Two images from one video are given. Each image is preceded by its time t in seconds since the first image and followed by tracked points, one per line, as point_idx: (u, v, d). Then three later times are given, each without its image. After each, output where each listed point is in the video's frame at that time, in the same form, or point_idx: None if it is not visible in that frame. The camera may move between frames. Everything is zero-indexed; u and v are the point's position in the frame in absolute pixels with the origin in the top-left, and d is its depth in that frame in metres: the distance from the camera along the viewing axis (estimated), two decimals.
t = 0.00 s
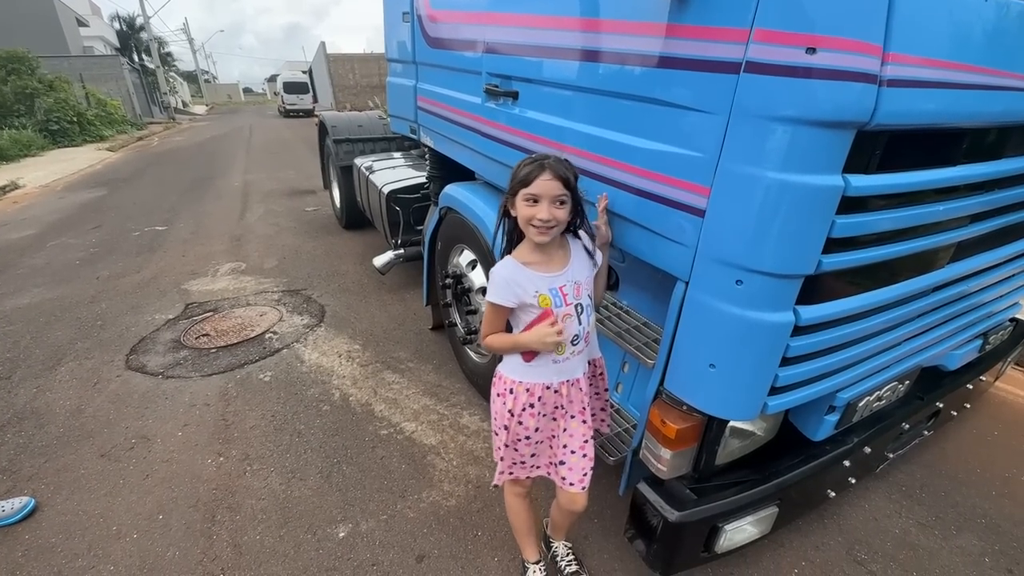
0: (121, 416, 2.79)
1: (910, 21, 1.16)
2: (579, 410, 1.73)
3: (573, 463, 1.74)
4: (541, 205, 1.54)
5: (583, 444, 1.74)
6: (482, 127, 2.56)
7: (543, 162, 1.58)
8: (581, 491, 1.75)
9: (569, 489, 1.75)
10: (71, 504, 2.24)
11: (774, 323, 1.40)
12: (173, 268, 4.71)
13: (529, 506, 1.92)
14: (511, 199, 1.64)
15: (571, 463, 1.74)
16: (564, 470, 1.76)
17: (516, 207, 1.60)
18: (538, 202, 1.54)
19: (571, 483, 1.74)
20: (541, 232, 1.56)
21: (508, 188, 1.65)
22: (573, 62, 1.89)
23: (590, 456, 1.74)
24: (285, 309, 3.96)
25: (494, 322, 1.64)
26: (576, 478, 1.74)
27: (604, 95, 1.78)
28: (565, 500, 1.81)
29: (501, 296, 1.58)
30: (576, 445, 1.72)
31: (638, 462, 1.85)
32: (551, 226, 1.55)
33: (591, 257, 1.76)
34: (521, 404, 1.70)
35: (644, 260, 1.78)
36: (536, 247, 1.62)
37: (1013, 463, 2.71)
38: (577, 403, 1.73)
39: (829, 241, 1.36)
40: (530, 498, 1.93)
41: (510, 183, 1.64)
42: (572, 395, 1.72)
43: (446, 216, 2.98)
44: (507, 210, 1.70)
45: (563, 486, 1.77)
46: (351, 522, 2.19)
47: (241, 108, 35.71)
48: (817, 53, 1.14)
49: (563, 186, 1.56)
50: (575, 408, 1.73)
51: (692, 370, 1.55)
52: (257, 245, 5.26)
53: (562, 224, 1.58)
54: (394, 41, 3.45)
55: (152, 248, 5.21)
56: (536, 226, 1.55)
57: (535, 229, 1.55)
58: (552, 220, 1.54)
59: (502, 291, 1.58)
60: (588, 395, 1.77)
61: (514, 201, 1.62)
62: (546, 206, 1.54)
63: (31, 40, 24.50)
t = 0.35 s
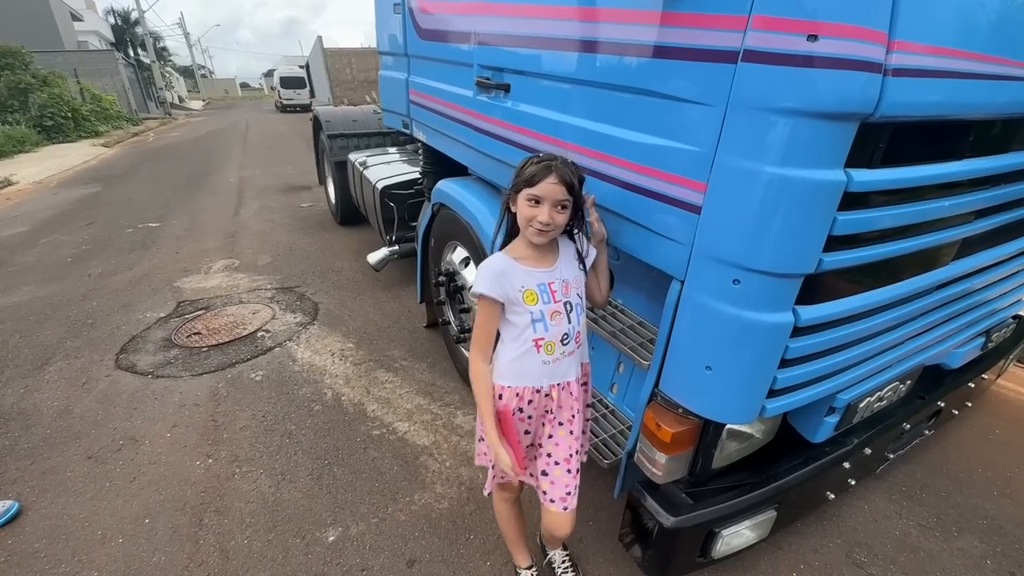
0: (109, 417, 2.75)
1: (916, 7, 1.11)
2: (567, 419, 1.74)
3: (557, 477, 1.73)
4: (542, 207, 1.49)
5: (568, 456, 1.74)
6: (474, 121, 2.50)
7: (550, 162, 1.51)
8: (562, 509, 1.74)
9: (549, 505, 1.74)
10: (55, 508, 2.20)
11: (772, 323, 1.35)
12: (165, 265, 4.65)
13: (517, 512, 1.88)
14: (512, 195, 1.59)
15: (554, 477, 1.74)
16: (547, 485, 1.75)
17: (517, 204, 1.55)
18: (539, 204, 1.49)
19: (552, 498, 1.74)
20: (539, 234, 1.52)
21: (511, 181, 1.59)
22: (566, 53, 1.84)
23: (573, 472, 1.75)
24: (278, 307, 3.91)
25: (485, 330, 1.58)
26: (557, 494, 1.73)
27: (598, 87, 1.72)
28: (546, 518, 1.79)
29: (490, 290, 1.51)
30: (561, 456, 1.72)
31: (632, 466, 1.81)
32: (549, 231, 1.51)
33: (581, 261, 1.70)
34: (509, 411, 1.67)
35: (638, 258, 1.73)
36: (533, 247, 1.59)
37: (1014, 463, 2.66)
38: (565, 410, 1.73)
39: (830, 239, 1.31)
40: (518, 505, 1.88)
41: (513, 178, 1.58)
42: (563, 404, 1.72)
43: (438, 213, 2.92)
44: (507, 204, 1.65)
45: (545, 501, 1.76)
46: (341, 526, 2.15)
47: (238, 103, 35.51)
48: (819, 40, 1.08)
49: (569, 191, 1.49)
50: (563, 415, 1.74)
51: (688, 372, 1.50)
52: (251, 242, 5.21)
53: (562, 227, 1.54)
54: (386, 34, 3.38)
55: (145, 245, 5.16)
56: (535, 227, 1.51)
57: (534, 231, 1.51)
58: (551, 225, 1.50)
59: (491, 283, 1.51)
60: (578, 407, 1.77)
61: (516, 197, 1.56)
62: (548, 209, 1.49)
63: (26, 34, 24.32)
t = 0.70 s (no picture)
0: (80, 424, 2.65)
1: None
2: (559, 426, 1.66)
3: (550, 489, 1.65)
4: (540, 208, 1.39)
5: (561, 466, 1.66)
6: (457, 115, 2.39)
7: (549, 159, 1.40)
8: (557, 522, 1.66)
9: (543, 518, 1.67)
10: (17, 522, 2.10)
11: (769, 333, 1.25)
12: (147, 264, 4.54)
13: (501, 530, 1.80)
14: (505, 191, 1.47)
15: (548, 489, 1.66)
16: (540, 497, 1.67)
17: (510, 201, 1.44)
18: (537, 203, 1.39)
19: (546, 512, 1.66)
20: (534, 237, 1.42)
21: (503, 176, 1.47)
22: (550, 42, 1.73)
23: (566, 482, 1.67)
24: (262, 307, 3.80)
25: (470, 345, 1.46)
26: (552, 506, 1.66)
27: (583, 78, 1.62)
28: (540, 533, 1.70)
29: (473, 305, 1.40)
30: (554, 466, 1.64)
31: (620, 480, 1.72)
32: (545, 233, 1.41)
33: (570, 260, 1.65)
34: (498, 425, 1.57)
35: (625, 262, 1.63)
36: (523, 250, 1.48)
37: (1016, 468, 2.58)
38: (555, 418, 1.64)
39: (830, 243, 1.21)
40: (503, 521, 1.80)
41: (508, 174, 1.46)
42: (553, 411, 1.64)
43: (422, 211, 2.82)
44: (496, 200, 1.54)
45: (540, 515, 1.68)
46: (317, 540, 2.05)
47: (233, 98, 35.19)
48: (821, 23, 0.98)
49: (567, 191, 1.41)
50: (553, 423, 1.65)
51: (678, 384, 1.40)
52: (237, 240, 5.09)
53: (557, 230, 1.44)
54: (368, 25, 3.26)
55: (127, 243, 5.03)
56: (531, 229, 1.40)
57: (529, 232, 1.41)
58: (548, 227, 1.40)
59: (474, 296, 1.40)
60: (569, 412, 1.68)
61: (510, 194, 1.45)
62: (546, 210, 1.39)
63: (15, 28, 24.01)
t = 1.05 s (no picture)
0: (51, 433, 2.53)
1: None
2: (561, 426, 1.60)
3: (561, 490, 1.59)
4: (553, 208, 1.30)
5: (568, 465, 1.60)
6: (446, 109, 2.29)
7: (555, 154, 1.31)
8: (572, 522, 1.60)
9: (558, 520, 1.60)
10: None
11: (780, 343, 1.18)
12: (126, 263, 4.40)
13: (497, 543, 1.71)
14: (511, 192, 1.37)
15: (560, 491, 1.59)
16: (552, 501, 1.60)
17: (519, 204, 1.35)
18: (549, 204, 1.30)
19: (561, 514, 1.59)
20: (548, 240, 1.33)
21: (508, 177, 1.38)
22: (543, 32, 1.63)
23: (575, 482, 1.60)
24: (245, 307, 3.68)
25: (477, 355, 1.36)
26: (566, 507, 1.59)
27: (578, 70, 1.53)
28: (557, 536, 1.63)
29: (485, 314, 1.29)
30: (562, 467, 1.58)
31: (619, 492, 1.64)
32: (559, 235, 1.33)
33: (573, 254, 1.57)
34: (504, 435, 1.50)
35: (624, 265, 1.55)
36: (535, 251, 1.38)
37: (1015, 470, 2.54)
38: (557, 418, 1.59)
39: (846, 247, 1.13)
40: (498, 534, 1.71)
41: (513, 173, 1.36)
42: (553, 413, 1.58)
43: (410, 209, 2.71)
44: (501, 203, 1.44)
45: (555, 520, 1.61)
46: (301, 555, 1.96)
47: (219, 92, 34.63)
48: (845, 9, 0.91)
49: (579, 187, 1.32)
50: (555, 421, 1.59)
51: (681, 396, 1.33)
52: (220, 237, 4.95)
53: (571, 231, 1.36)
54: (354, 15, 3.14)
55: (106, 240, 4.88)
56: (545, 232, 1.31)
57: (543, 235, 1.31)
58: (563, 228, 1.31)
59: (487, 305, 1.29)
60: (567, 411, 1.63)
61: (517, 196, 1.36)
62: (560, 210, 1.30)
63: None
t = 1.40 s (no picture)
0: (43, 439, 2.43)
1: None
2: (593, 418, 1.56)
3: (591, 476, 1.58)
4: (613, 196, 1.24)
5: (595, 451, 1.58)
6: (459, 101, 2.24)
7: (600, 142, 1.26)
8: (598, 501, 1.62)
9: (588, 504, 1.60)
10: None
11: (831, 342, 1.15)
12: (112, 261, 4.25)
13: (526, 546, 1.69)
14: (558, 191, 1.31)
15: (589, 477, 1.58)
16: (582, 487, 1.59)
17: (573, 202, 1.28)
18: (608, 192, 1.24)
19: (590, 498, 1.59)
20: (613, 230, 1.27)
21: (550, 176, 1.31)
22: (571, 20, 1.58)
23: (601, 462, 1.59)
24: (241, 306, 3.57)
25: (526, 360, 1.34)
26: (594, 491, 1.59)
27: (611, 60, 1.48)
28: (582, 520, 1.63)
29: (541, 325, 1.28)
30: (593, 455, 1.56)
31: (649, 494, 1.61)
32: (620, 225, 1.27)
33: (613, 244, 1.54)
34: (550, 436, 1.47)
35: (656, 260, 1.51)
36: (586, 246, 1.34)
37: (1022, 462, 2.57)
38: (591, 411, 1.55)
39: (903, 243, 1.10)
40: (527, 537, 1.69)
41: (556, 171, 1.29)
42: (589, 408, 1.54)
43: (417, 204, 2.65)
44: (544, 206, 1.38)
45: (582, 504, 1.60)
46: (315, 563, 1.90)
47: (198, 85, 33.85)
48: None
49: (631, 171, 1.27)
50: (589, 413, 1.55)
51: (723, 395, 1.29)
52: (210, 234, 4.82)
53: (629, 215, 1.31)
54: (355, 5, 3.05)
55: (90, 238, 4.72)
56: (609, 223, 1.26)
57: (608, 227, 1.26)
58: (626, 213, 1.26)
59: (539, 315, 1.28)
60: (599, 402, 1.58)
61: (568, 192, 1.29)
62: (620, 196, 1.25)
63: None
